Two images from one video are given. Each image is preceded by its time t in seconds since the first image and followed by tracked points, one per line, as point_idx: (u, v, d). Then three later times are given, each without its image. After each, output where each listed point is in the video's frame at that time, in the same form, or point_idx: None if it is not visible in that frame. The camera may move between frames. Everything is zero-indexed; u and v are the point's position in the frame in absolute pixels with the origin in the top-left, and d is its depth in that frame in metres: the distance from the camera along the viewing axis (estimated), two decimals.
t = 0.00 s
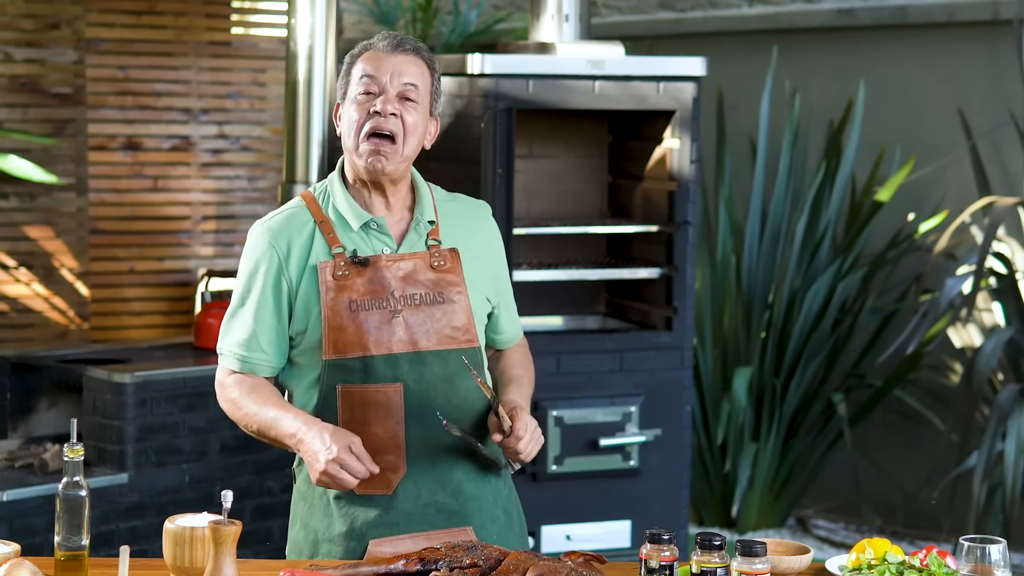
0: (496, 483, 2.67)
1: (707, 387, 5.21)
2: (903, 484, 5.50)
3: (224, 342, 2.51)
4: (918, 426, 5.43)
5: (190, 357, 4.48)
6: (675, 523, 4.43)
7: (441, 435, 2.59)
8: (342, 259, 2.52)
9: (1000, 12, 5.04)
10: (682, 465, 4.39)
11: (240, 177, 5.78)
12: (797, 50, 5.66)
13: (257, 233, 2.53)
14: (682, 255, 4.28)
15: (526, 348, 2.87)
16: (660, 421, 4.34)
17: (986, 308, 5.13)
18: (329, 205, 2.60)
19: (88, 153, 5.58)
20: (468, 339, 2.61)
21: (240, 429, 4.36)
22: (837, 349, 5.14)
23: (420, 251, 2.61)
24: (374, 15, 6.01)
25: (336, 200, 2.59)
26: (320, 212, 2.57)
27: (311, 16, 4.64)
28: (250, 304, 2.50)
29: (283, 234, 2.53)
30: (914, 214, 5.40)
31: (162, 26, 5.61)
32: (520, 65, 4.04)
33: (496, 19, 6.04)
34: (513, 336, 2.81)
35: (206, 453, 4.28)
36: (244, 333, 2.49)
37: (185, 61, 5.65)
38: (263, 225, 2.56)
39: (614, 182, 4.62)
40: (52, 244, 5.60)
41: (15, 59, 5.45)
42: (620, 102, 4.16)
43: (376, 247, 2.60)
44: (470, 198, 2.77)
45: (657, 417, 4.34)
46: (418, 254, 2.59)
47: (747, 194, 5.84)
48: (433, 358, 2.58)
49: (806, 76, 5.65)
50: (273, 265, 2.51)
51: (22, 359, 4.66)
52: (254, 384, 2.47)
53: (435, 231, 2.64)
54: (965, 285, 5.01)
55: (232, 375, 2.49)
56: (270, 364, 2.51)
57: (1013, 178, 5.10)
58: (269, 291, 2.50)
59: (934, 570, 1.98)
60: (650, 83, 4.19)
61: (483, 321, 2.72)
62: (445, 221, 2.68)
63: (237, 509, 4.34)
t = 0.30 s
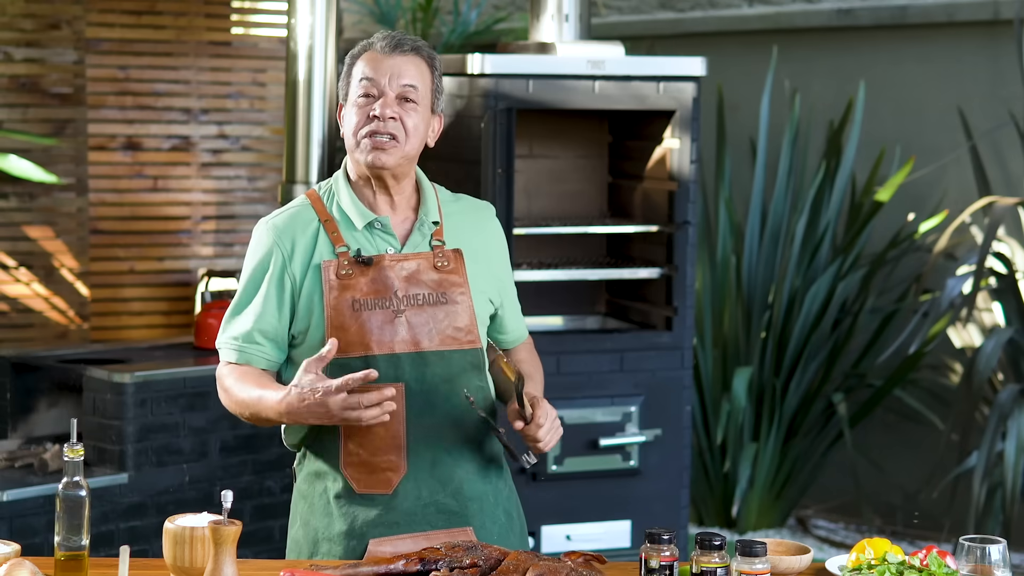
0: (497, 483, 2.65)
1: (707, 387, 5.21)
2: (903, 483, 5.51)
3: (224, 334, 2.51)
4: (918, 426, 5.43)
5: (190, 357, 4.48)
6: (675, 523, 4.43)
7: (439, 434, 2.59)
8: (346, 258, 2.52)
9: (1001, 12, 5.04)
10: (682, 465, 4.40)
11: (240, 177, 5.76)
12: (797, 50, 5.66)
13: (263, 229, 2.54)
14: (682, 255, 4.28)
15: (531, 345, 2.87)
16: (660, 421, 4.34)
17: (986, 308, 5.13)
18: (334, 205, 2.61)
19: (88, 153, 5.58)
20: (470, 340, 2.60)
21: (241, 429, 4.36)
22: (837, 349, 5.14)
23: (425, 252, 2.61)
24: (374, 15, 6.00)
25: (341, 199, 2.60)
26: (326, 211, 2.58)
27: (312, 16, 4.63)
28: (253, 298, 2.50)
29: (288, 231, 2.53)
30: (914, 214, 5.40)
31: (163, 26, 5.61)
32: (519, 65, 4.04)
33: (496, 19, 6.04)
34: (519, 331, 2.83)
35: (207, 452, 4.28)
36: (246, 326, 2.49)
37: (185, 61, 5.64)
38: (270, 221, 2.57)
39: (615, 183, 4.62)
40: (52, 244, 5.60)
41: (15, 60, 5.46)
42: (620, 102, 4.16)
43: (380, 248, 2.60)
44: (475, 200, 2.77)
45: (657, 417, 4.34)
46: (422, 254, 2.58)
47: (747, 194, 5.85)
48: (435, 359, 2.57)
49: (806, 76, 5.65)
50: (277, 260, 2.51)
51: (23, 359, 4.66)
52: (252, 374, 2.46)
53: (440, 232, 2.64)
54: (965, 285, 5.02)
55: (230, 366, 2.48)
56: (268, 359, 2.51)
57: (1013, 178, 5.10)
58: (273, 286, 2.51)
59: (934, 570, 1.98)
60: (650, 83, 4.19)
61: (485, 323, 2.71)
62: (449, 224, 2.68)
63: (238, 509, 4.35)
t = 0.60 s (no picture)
0: (482, 486, 2.64)
1: (707, 387, 5.21)
2: (902, 484, 5.50)
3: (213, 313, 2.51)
4: (919, 426, 5.43)
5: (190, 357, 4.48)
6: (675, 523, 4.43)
7: (420, 433, 2.59)
8: (339, 250, 2.56)
9: (1001, 12, 5.04)
10: (682, 466, 4.40)
11: (240, 177, 5.76)
12: (798, 50, 5.66)
13: (263, 220, 2.58)
14: (682, 255, 4.28)
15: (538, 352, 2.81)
16: (660, 421, 4.34)
17: (986, 308, 5.13)
18: (333, 199, 2.64)
19: (88, 153, 5.57)
20: (457, 340, 2.60)
21: (241, 430, 4.36)
22: (837, 349, 5.14)
23: (418, 250, 2.62)
24: (374, 15, 6.00)
25: (340, 194, 2.63)
26: (324, 204, 2.61)
27: (312, 16, 4.63)
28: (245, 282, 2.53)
29: (287, 220, 2.57)
30: (914, 214, 5.40)
31: (162, 26, 5.60)
32: (519, 65, 4.04)
33: (495, 19, 6.04)
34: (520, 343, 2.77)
35: (207, 452, 4.28)
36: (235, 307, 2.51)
37: (185, 61, 5.64)
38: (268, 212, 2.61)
39: (615, 183, 4.62)
40: (52, 244, 5.60)
41: (15, 59, 5.46)
42: (620, 102, 4.16)
43: (374, 243, 2.62)
44: (475, 207, 2.77)
45: (657, 417, 4.34)
46: (416, 253, 2.60)
47: (747, 194, 5.85)
48: (419, 356, 2.58)
49: (806, 76, 5.65)
50: (272, 248, 2.55)
51: (22, 359, 4.66)
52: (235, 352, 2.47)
53: (435, 232, 2.65)
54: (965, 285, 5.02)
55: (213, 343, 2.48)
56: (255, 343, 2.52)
57: (1013, 178, 5.10)
58: (265, 272, 2.54)
59: (934, 569, 1.98)
60: (650, 83, 4.19)
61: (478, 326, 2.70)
62: (446, 225, 2.68)
63: (238, 509, 4.35)
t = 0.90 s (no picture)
0: (452, 483, 2.63)
1: (707, 387, 5.21)
2: (902, 483, 5.51)
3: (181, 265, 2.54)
4: (919, 426, 5.43)
5: (190, 357, 4.48)
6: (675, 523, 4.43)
7: (390, 429, 2.60)
8: (318, 242, 2.62)
9: (1001, 12, 5.05)
10: (681, 465, 4.40)
11: (240, 177, 5.78)
12: (797, 50, 5.66)
13: (250, 199, 2.66)
14: (682, 255, 4.28)
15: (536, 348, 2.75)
16: (660, 421, 4.34)
17: (986, 308, 5.13)
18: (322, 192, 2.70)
19: (88, 153, 5.56)
20: (430, 337, 2.65)
21: (240, 429, 4.37)
22: (837, 349, 5.14)
23: (396, 248, 2.66)
24: (374, 15, 6.00)
25: (327, 188, 2.69)
26: (311, 197, 2.68)
27: (311, 16, 4.63)
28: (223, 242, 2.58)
29: (274, 203, 2.66)
30: (914, 214, 5.40)
31: (162, 26, 5.60)
32: (520, 65, 4.04)
33: (496, 19, 6.04)
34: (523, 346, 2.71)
35: (206, 452, 4.29)
36: (213, 256, 2.54)
37: (185, 61, 5.65)
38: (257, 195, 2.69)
39: (615, 183, 4.62)
40: (52, 244, 5.56)
41: (15, 59, 5.43)
42: (620, 102, 4.16)
43: (353, 236, 2.66)
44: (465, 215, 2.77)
45: (656, 417, 4.34)
46: (394, 249, 2.65)
47: (747, 194, 5.85)
48: (391, 351, 2.62)
49: (806, 76, 5.65)
50: (253, 225, 2.63)
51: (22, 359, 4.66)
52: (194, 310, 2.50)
53: (415, 231, 2.67)
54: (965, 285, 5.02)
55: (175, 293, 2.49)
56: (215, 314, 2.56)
57: (1013, 178, 5.10)
58: (242, 244, 2.61)
59: (934, 570, 1.97)
60: (650, 83, 4.19)
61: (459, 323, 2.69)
62: (429, 227, 2.71)
63: (237, 509, 4.36)
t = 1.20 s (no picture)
0: (451, 483, 2.64)
1: (707, 387, 5.21)
2: (902, 483, 5.50)
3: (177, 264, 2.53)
4: (919, 426, 5.43)
5: (190, 357, 4.48)
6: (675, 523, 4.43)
7: (387, 430, 2.61)
8: (314, 245, 2.62)
9: (1001, 12, 5.05)
10: (681, 465, 4.40)
11: (240, 177, 5.78)
12: (798, 50, 5.66)
13: (246, 201, 2.67)
14: (682, 256, 4.28)
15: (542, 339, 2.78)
16: (660, 421, 4.34)
17: (986, 308, 5.13)
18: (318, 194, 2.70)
19: (88, 153, 5.56)
20: (427, 339, 2.66)
21: (240, 429, 4.37)
22: (837, 349, 5.14)
23: (393, 250, 2.67)
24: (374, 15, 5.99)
25: (324, 190, 2.69)
26: (307, 200, 2.68)
27: (311, 16, 4.63)
28: (219, 240, 2.58)
29: (271, 205, 2.66)
30: (914, 214, 5.40)
31: (163, 26, 5.60)
32: (520, 65, 4.04)
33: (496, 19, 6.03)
34: (530, 339, 2.75)
35: (206, 452, 4.29)
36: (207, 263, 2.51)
37: (185, 61, 5.64)
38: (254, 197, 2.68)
39: (614, 183, 4.63)
40: (52, 244, 5.57)
41: (15, 60, 5.42)
42: (620, 102, 4.16)
43: (350, 239, 2.68)
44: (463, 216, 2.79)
45: (656, 417, 4.34)
46: (390, 251, 2.66)
47: (747, 194, 5.84)
48: (388, 353, 2.63)
49: (806, 76, 5.65)
50: (250, 226, 2.62)
51: (22, 359, 4.67)
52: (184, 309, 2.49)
53: (412, 234, 2.69)
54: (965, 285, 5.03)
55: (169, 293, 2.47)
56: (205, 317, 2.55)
57: (1014, 178, 5.10)
58: (239, 244, 2.61)
59: (934, 570, 1.97)
60: (650, 83, 4.19)
61: (463, 322, 2.72)
62: (426, 230, 2.72)
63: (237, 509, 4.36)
